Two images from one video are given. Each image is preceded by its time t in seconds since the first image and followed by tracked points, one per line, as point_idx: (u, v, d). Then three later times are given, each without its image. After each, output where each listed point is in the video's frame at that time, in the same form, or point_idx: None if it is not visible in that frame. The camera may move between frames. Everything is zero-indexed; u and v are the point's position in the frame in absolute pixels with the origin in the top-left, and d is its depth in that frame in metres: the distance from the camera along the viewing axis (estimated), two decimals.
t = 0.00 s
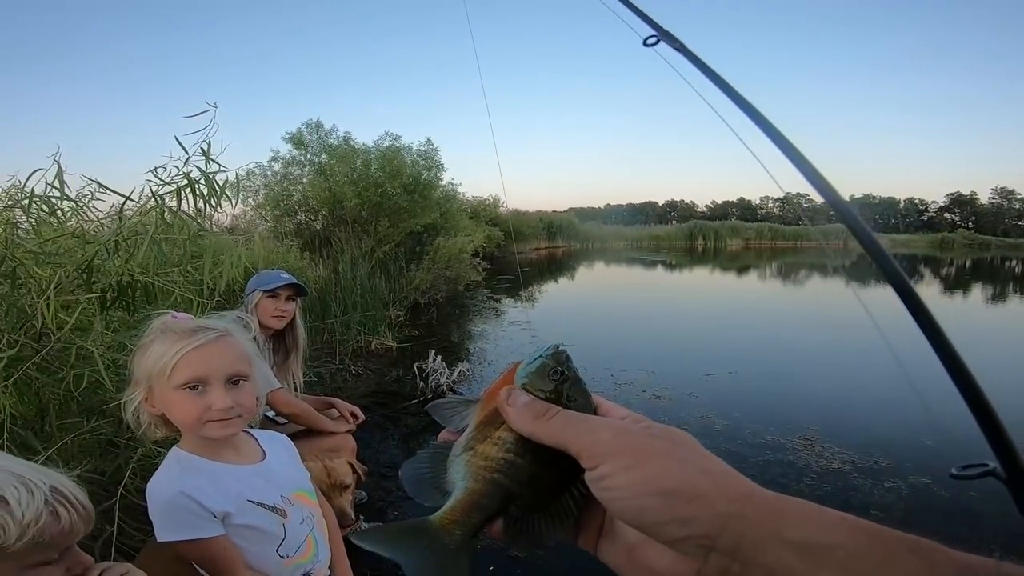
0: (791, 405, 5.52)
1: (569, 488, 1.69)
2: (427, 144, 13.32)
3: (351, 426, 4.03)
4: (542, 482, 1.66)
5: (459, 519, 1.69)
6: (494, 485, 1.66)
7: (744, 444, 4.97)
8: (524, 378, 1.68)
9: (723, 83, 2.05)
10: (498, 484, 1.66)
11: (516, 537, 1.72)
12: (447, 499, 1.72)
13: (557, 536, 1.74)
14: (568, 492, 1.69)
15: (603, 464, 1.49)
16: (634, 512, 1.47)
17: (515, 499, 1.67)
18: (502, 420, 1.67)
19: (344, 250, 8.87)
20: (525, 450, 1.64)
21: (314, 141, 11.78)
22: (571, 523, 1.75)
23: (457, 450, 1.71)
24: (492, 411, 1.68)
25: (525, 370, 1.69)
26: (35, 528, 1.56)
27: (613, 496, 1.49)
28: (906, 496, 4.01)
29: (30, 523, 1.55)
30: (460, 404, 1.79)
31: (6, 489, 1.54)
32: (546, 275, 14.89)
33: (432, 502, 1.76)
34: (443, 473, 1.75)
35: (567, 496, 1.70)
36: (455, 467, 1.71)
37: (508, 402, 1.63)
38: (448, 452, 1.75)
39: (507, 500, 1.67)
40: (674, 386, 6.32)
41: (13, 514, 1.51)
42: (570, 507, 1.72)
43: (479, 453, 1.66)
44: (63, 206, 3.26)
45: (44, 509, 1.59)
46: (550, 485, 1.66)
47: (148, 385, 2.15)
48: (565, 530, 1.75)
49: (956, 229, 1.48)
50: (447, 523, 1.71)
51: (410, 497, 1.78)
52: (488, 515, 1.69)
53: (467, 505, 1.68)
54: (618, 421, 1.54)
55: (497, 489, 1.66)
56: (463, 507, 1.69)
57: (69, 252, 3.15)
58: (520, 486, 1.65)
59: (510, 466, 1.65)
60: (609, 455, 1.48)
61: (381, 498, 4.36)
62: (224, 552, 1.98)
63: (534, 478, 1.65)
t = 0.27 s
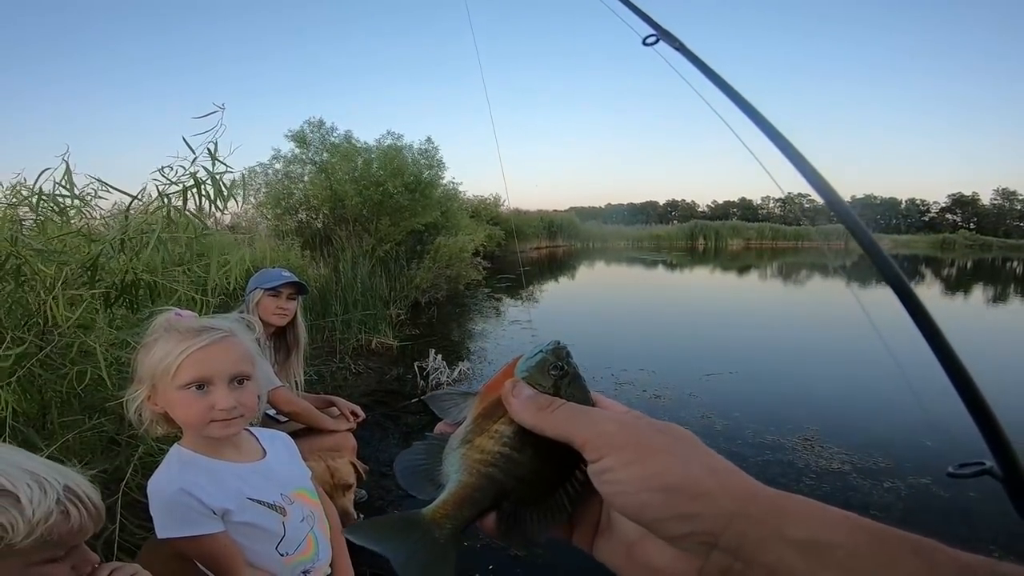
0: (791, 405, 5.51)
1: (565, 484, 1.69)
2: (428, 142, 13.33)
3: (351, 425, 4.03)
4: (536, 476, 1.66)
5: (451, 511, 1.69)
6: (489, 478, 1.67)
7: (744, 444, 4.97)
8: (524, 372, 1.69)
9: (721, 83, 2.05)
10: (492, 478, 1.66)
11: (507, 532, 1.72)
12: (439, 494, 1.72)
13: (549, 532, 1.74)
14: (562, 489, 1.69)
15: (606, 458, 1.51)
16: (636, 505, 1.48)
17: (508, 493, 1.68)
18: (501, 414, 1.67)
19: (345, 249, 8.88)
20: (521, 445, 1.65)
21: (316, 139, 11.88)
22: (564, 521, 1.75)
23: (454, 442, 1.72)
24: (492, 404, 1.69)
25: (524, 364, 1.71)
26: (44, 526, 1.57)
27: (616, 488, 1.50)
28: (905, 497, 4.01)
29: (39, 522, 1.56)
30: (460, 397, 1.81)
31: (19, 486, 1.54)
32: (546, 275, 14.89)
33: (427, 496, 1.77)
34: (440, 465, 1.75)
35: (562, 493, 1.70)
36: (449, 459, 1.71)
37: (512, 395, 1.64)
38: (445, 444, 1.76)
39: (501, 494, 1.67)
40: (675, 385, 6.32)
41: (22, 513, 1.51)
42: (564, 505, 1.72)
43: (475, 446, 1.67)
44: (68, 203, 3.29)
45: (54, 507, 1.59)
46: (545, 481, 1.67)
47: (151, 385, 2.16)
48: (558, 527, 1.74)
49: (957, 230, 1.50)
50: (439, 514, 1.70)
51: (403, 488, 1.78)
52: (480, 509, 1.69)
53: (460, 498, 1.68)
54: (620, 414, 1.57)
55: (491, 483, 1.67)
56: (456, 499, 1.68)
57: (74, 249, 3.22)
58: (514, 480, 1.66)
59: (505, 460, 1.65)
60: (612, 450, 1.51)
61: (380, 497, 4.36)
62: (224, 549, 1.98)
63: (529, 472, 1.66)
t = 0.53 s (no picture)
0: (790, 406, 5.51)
1: (564, 493, 1.72)
2: (429, 143, 13.34)
3: (351, 425, 4.03)
4: (534, 489, 1.68)
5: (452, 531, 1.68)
6: (486, 493, 1.66)
7: (744, 446, 4.97)
8: (513, 385, 1.68)
9: (719, 78, 2.01)
10: (490, 492, 1.66)
11: (509, 545, 1.72)
12: (439, 513, 1.71)
13: (549, 540, 1.75)
14: (561, 497, 1.71)
15: (614, 463, 1.61)
16: (655, 506, 1.62)
17: (508, 507, 1.67)
18: (494, 427, 1.66)
19: (346, 249, 8.89)
20: (517, 457, 1.65)
21: (318, 139, 11.94)
22: (563, 529, 1.76)
23: (445, 459, 1.69)
24: (483, 418, 1.68)
25: (512, 376, 1.70)
26: (49, 522, 1.57)
27: (630, 495, 1.61)
28: (904, 499, 4.01)
29: (45, 517, 1.56)
30: (449, 410, 1.74)
31: (23, 483, 1.55)
32: (546, 275, 14.89)
33: (424, 514, 1.75)
34: (433, 481, 1.73)
35: (561, 503, 1.72)
36: (443, 476, 1.69)
37: (505, 415, 1.64)
38: (437, 460, 1.72)
39: (500, 508, 1.67)
40: (674, 387, 6.32)
41: (28, 508, 1.52)
42: (563, 514, 1.74)
43: (470, 459, 1.66)
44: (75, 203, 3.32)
45: (59, 503, 1.60)
46: (542, 491, 1.68)
47: (155, 385, 2.15)
48: (558, 537, 1.76)
49: (957, 232, 1.48)
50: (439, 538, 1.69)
51: (398, 507, 1.74)
52: (481, 525, 1.68)
53: (460, 516, 1.67)
54: (611, 418, 1.69)
55: (489, 498, 1.66)
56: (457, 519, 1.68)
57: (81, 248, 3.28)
58: (512, 495, 1.67)
59: (502, 473, 1.66)
60: (615, 455, 1.61)
61: (380, 497, 4.36)
62: (232, 547, 1.98)
63: (526, 484, 1.67)
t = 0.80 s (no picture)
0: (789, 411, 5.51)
1: (561, 497, 1.74)
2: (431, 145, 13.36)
3: (350, 426, 4.03)
4: (531, 494, 1.68)
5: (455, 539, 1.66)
6: (485, 499, 1.66)
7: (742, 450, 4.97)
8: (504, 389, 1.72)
9: (713, 81, 1.98)
10: (489, 498, 1.66)
11: (513, 553, 1.71)
12: (439, 523, 1.69)
13: (552, 545, 1.75)
14: (558, 501, 1.73)
15: (618, 465, 1.69)
16: (664, 502, 1.74)
17: (507, 513, 1.67)
18: (488, 431, 1.69)
19: (346, 250, 8.90)
20: (511, 462, 1.67)
21: (320, 140, 11.98)
22: (564, 533, 1.77)
23: (441, 465, 1.70)
24: (477, 423, 1.71)
25: (503, 381, 1.74)
26: (57, 515, 1.61)
27: (638, 492, 1.73)
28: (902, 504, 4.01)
29: (53, 510, 1.60)
30: (440, 417, 1.78)
31: (29, 476, 1.58)
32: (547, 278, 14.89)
33: (424, 525, 1.73)
34: (429, 489, 1.73)
35: (558, 506, 1.73)
36: (440, 484, 1.69)
37: (501, 421, 1.66)
38: (433, 469, 1.73)
39: (500, 515, 1.67)
40: (674, 391, 6.32)
41: (37, 501, 1.55)
42: (562, 518, 1.75)
43: (466, 466, 1.67)
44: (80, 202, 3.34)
45: (65, 496, 1.64)
46: (540, 494, 1.70)
47: (157, 386, 2.13)
48: (561, 541, 1.76)
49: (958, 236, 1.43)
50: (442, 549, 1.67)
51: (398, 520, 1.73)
52: (483, 533, 1.67)
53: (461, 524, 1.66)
54: (608, 420, 1.75)
55: (488, 505, 1.66)
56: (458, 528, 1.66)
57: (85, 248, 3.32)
58: (511, 500, 1.67)
59: (498, 478, 1.67)
60: (619, 457, 1.69)
61: (378, 498, 4.36)
62: (235, 549, 1.96)
63: (523, 489, 1.68)
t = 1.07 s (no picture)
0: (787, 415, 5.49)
1: (564, 505, 1.71)
2: (431, 148, 13.37)
3: (348, 427, 4.02)
4: (534, 504, 1.66)
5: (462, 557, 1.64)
6: (490, 514, 1.64)
7: (740, 454, 4.96)
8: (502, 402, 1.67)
9: (708, 85, 1.97)
10: (493, 513, 1.63)
11: (522, 564, 1.70)
12: (445, 539, 1.66)
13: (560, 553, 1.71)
14: (562, 509, 1.70)
15: (631, 468, 1.74)
16: (676, 502, 1.79)
17: (512, 526, 1.65)
18: (489, 444, 1.65)
19: (346, 252, 8.89)
20: (513, 474, 1.64)
21: (321, 142, 12.00)
22: (570, 542, 1.73)
23: (441, 479, 1.66)
24: (476, 438, 1.65)
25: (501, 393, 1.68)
26: (57, 509, 1.60)
27: (651, 494, 1.78)
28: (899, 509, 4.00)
29: (53, 504, 1.59)
30: (438, 431, 1.71)
31: (29, 470, 1.57)
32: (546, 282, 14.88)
33: (430, 542, 1.69)
34: (430, 507, 1.68)
35: (563, 514, 1.70)
36: (442, 499, 1.65)
37: (507, 428, 1.63)
38: (432, 485, 1.67)
39: (505, 528, 1.65)
40: (672, 395, 6.31)
41: (37, 496, 1.55)
42: (568, 526, 1.71)
43: (467, 481, 1.64)
44: (81, 201, 3.35)
45: (65, 490, 1.63)
46: (542, 502, 1.67)
47: (156, 386, 2.12)
48: (569, 550, 1.73)
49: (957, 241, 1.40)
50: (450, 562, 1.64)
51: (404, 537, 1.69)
52: (490, 548, 1.65)
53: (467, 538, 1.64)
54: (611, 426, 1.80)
55: (493, 519, 1.64)
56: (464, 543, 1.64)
57: (86, 248, 3.32)
58: (515, 512, 1.65)
59: (501, 492, 1.64)
60: (630, 460, 1.74)
61: (375, 501, 4.34)
62: (228, 551, 1.95)
63: (526, 500, 1.65)
